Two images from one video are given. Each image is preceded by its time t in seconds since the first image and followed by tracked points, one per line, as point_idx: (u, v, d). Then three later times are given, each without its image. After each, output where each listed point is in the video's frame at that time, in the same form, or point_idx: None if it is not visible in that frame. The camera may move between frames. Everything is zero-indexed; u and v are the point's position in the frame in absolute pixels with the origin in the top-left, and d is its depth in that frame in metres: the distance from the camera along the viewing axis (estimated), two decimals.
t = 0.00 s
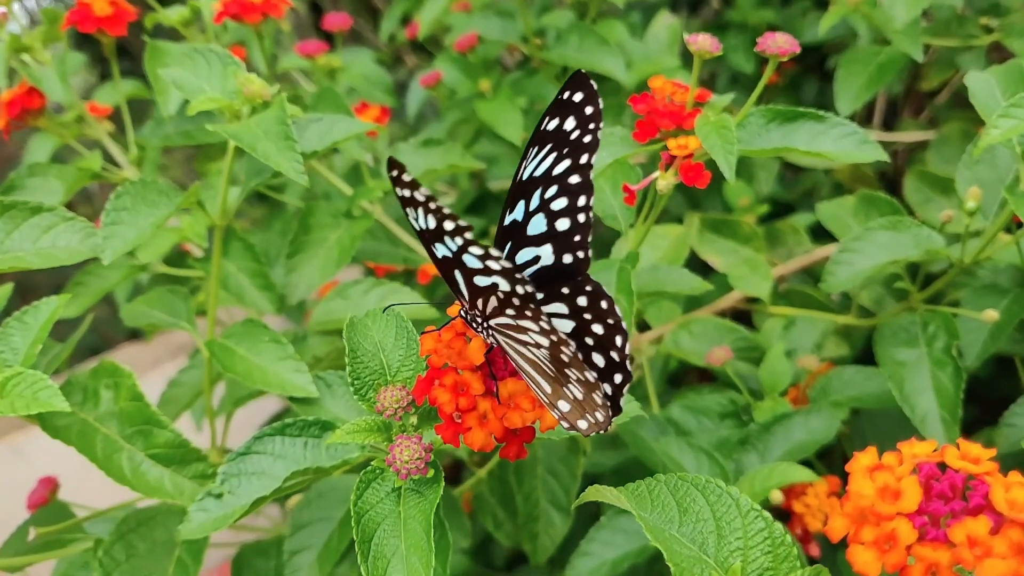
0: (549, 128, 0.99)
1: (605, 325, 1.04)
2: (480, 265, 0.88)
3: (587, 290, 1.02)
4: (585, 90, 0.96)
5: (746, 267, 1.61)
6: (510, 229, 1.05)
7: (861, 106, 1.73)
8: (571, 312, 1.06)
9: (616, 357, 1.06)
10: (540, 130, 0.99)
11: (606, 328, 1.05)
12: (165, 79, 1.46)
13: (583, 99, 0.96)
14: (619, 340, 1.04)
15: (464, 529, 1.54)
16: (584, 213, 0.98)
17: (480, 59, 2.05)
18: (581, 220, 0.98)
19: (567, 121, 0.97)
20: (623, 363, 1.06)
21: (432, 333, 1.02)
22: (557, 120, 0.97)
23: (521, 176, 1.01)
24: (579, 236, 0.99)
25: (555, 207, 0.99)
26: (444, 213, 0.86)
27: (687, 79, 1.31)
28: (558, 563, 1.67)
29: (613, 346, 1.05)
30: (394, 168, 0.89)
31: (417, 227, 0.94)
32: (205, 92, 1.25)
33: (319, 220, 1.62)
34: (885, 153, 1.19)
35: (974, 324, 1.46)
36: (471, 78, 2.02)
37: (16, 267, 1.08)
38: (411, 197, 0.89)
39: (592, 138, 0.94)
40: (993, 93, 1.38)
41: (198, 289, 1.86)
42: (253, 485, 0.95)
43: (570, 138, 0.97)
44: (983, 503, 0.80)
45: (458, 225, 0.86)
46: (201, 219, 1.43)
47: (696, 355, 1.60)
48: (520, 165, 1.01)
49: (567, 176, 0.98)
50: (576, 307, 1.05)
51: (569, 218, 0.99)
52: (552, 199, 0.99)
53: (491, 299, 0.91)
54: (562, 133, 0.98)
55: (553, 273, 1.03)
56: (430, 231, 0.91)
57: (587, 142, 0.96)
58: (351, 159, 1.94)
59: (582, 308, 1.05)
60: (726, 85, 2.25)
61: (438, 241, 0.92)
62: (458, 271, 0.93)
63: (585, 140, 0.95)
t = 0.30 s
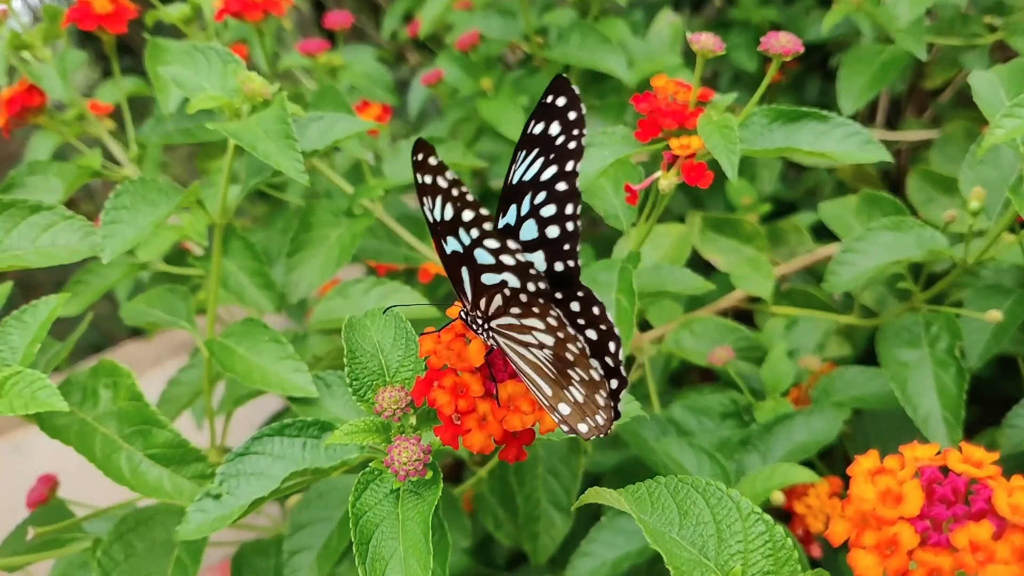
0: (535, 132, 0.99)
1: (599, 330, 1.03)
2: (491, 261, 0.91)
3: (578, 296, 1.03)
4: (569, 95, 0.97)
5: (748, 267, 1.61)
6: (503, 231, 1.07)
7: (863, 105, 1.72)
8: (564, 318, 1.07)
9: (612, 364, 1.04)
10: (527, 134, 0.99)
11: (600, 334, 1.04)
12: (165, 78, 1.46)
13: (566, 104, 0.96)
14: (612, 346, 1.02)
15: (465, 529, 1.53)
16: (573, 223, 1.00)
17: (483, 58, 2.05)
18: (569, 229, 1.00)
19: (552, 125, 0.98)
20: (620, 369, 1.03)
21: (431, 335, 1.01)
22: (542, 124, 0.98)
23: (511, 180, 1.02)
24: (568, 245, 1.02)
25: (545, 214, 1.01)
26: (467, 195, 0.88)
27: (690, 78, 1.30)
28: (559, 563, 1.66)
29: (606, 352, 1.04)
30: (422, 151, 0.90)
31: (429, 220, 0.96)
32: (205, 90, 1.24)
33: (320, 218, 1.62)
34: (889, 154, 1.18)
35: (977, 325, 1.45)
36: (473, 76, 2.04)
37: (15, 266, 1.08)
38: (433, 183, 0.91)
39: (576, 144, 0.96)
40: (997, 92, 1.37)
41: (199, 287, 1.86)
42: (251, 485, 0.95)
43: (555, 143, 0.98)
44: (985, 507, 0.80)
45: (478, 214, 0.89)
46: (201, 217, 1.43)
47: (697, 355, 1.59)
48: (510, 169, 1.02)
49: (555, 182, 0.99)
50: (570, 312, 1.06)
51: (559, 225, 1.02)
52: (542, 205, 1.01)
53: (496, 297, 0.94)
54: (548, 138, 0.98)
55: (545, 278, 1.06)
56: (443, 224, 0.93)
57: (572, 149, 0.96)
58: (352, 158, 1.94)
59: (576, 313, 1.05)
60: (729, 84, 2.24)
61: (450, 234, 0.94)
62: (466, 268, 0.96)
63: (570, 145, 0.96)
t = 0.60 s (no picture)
0: (517, 133, 1.01)
1: (588, 329, 1.08)
2: (495, 256, 0.93)
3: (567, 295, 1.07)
4: (547, 95, 0.98)
5: (750, 265, 1.60)
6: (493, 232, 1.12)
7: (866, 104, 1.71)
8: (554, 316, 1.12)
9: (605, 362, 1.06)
10: (509, 135, 1.01)
11: (591, 334, 1.08)
12: (165, 74, 1.45)
13: (545, 105, 0.98)
14: (603, 345, 1.06)
15: (465, 527, 1.52)
16: (558, 225, 1.04)
17: (484, 55, 2.06)
18: (555, 232, 1.04)
19: (532, 125, 1.00)
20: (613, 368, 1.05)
21: (431, 335, 1.01)
22: (523, 124, 1.00)
23: (499, 182, 1.06)
24: (556, 248, 1.06)
25: (533, 216, 1.05)
26: (474, 183, 0.90)
27: (693, 76, 1.29)
28: (559, 562, 1.66)
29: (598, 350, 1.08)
30: (432, 138, 0.90)
31: (434, 214, 0.96)
32: (204, 87, 1.24)
33: (320, 216, 1.61)
34: (892, 152, 1.17)
35: (980, 324, 1.44)
36: (473, 74, 2.04)
37: (13, 263, 1.08)
38: (442, 171, 0.92)
39: (558, 144, 0.98)
40: (1001, 90, 1.36)
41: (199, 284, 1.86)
42: (250, 485, 0.94)
43: (537, 144, 1.00)
44: (988, 511, 0.79)
45: (484, 204, 0.90)
46: (201, 214, 1.42)
47: (699, 354, 1.59)
48: (497, 170, 1.05)
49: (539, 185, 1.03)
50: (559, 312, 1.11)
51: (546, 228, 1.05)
52: (529, 208, 1.05)
53: (496, 295, 0.93)
54: (529, 139, 1.00)
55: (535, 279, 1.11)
56: (448, 215, 0.94)
57: (553, 150, 0.99)
58: (353, 155, 1.93)
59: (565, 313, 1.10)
60: (732, 82, 2.24)
61: (455, 227, 0.95)
62: (469, 263, 0.97)
63: (551, 146, 0.99)
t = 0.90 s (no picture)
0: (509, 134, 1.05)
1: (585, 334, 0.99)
2: (500, 254, 0.93)
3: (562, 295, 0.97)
4: (537, 97, 1.03)
5: (752, 265, 1.59)
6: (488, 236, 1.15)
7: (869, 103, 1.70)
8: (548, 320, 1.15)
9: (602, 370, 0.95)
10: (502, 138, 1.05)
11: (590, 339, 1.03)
12: (165, 72, 1.45)
13: (536, 106, 1.03)
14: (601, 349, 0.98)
15: (465, 527, 1.51)
16: (554, 228, 1.08)
17: (486, 54, 2.07)
18: (552, 235, 1.09)
19: (524, 127, 1.05)
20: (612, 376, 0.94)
21: (431, 335, 1.02)
22: (515, 127, 1.04)
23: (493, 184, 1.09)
24: (553, 252, 1.10)
25: (528, 218, 1.09)
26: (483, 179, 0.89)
27: (694, 75, 1.29)
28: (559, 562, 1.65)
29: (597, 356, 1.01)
30: (443, 132, 0.91)
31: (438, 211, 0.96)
32: (204, 85, 1.23)
33: (320, 214, 1.60)
34: (895, 152, 1.16)
35: (983, 324, 1.44)
36: (475, 73, 2.04)
37: (11, 262, 1.07)
38: (448, 167, 0.91)
39: (550, 146, 1.04)
40: (1004, 89, 1.35)
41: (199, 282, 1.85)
42: (248, 485, 0.94)
43: (529, 146, 1.05)
44: (989, 516, 0.79)
45: (491, 201, 0.90)
46: (201, 213, 1.42)
47: (700, 354, 1.58)
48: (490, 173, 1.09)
49: (533, 186, 1.08)
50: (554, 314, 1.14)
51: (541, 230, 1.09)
52: (524, 210, 1.09)
53: (497, 294, 0.95)
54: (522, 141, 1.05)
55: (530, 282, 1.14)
56: (453, 213, 0.93)
57: (546, 152, 1.05)
58: (353, 153, 1.93)
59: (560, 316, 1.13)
60: (735, 80, 2.23)
61: (459, 225, 0.94)
62: (472, 262, 0.96)
63: (544, 149, 1.05)
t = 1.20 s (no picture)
0: (517, 133, 1.09)
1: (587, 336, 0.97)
2: (505, 252, 0.95)
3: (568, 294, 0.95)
4: (546, 97, 1.07)
5: (754, 263, 1.59)
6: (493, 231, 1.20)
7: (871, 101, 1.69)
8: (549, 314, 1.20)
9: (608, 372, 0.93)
10: (510, 137, 1.10)
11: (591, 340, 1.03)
12: (165, 69, 1.44)
13: (546, 107, 1.07)
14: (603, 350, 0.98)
15: (465, 526, 1.51)
16: (559, 229, 1.15)
17: (489, 52, 2.06)
18: (557, 237, 1.16)
19: (532, 127, 1.09)
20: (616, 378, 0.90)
21: (429, 332, 1.00)
22: (523, 125, 1.08)
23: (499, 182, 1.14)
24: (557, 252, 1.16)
25: (532, 215, 1.14)
26: (493, 176, 0.90)
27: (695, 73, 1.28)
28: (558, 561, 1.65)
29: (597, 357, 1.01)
30: (451, 129, 0.91)
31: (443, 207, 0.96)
32: (203, 83, 1.23)
33: (320, 212, 1.60)
34: (898, 151, 1.15)
35: (985, 324, 1.43)
36: (478, 71, 2.05)
37: (10, 259, 1.07)
38: (458, 163, 0.92)
39: (557, 147, 1.09)
40: (1008, 87, 1.34)
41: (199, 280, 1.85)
42: (246, 482, 0.94)
43: (536, 146, 1.10)
44: (989, 519, 0.78)
45: (501, 198, 0.91)
46: (200, 210, 1.41)
47: (701, 353, 1.58)
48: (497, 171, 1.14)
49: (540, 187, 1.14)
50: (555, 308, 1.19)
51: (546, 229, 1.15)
52: (529, 209, 1.14)
53: (500, 292, 0.95)
54: (530, 140, 1.10)
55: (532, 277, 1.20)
56: (459, 209, 0.94)
57: (554, 152, 1.10)
58: (354, 150, 1.92)
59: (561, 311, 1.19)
60: (737, 78, 2.22)
61: (464, 221, 0.94)
62: (476, 259, 0.98)
63: (552, 149, 1.09)
